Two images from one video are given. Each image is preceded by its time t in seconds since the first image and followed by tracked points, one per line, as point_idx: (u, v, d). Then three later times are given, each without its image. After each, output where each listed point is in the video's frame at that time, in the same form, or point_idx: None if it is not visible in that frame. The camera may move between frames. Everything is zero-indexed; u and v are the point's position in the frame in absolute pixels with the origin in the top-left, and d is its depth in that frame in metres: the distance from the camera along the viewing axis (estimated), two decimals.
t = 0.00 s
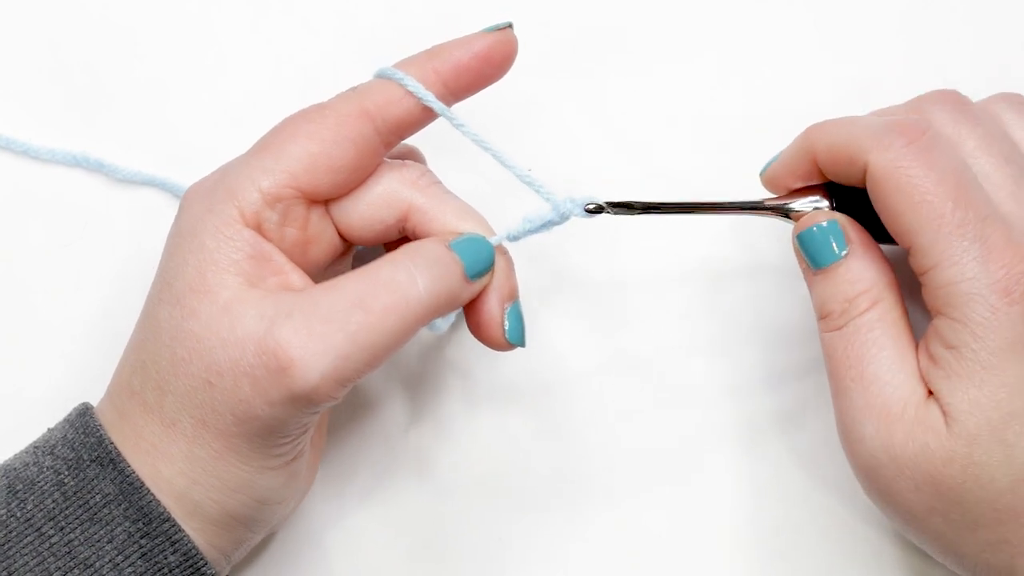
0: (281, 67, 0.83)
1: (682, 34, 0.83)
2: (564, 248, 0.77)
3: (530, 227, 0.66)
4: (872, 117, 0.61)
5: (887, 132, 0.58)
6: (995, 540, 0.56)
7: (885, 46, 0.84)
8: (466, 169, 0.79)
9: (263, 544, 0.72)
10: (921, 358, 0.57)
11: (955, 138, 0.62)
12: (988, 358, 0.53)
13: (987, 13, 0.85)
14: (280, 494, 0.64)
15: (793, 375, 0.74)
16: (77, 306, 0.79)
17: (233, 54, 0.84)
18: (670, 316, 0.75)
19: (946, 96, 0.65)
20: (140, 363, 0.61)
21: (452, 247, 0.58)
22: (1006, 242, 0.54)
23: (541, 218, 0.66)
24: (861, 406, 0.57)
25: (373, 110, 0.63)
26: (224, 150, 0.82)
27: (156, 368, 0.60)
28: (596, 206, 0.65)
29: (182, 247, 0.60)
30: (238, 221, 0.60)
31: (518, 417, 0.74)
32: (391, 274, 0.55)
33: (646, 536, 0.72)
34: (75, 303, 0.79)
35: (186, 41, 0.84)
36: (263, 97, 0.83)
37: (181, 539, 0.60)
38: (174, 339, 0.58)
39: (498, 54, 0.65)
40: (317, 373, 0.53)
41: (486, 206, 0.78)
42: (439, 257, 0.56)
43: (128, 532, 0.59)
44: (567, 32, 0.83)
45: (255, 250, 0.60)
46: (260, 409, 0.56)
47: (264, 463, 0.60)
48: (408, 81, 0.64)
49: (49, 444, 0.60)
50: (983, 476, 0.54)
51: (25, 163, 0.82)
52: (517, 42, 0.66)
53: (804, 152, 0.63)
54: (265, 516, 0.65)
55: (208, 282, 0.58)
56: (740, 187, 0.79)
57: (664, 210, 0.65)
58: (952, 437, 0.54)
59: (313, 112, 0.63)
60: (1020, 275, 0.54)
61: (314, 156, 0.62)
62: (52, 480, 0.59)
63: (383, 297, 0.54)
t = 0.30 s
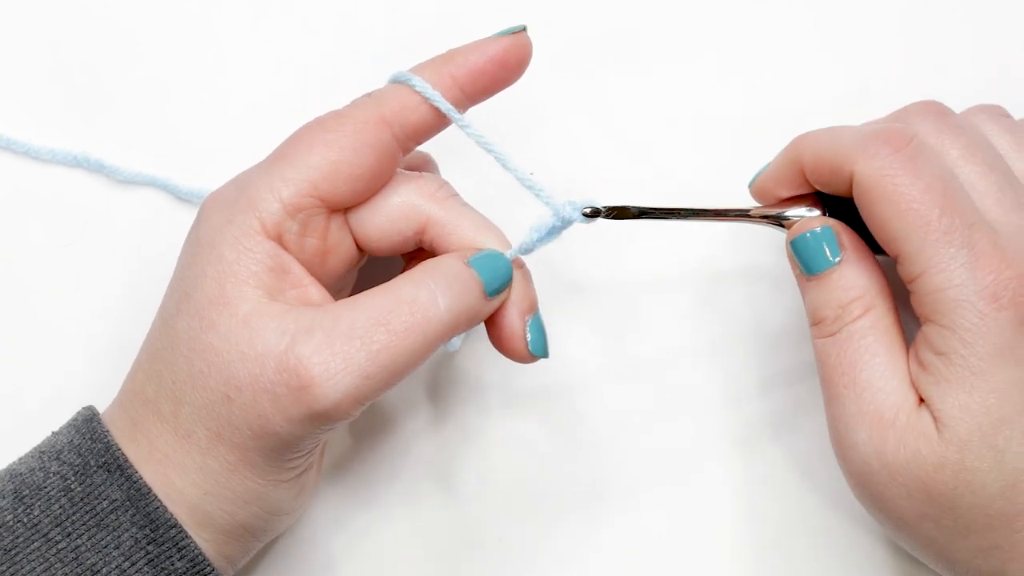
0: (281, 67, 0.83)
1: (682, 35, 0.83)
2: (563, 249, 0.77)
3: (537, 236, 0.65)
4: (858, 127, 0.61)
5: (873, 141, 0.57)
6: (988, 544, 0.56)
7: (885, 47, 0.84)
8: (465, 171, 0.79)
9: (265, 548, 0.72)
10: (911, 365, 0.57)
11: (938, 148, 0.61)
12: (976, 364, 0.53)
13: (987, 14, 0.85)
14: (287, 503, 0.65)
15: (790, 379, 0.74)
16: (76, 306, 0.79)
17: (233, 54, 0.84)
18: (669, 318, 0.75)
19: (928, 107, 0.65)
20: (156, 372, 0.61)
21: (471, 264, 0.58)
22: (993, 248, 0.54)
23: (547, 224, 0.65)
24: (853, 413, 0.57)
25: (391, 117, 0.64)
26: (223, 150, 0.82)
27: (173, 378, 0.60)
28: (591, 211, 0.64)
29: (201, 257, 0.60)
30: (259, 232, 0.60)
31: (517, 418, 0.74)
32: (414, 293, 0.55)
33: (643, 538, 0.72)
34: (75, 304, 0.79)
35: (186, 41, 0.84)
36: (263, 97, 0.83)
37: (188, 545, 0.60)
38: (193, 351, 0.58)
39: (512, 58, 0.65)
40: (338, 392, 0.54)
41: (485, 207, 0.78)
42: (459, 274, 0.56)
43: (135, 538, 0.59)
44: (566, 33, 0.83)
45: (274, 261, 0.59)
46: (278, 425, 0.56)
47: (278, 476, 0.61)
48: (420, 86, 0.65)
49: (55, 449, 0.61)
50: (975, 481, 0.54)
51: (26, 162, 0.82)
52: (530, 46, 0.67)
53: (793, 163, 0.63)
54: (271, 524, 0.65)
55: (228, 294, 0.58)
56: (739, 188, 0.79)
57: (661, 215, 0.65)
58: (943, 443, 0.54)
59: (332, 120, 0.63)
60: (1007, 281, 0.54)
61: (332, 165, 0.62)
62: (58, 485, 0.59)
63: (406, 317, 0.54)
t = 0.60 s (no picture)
0: (281, 67, 0.83)
1: (682, 34, 0.83)
2: (563, 249, 0.77)
3: (537, 238, 0.63)
4: (849, 132, 0.61)
5: (866, 146, 0.57)
6: (986, 546, 0.56)
7: (885, 46, 0.84)
8: (465, 170, 0.79)
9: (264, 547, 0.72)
10: (907, 368, 0.57)
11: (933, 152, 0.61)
12: (973, 367, 0.53)
13: (987, 14, 0.85)
14: (286, 504, 0.65)
15: (788, 380, 0.74)
16: (77, 305, 0.79)
17: (233, 54, 0.84)
18: (668, 319, 0.75)
19: (921, 111, 0.64)
20: (157, 370, 0.61)
21: (473, 266, 0.57)
22: (989, 251, 0.54)
23: (546, 225, 0.63)
24: (850, 416, 0.57)
25: (393, 116, 0.64)
26: (223, 150, 0.82)
27: (173, 376, 0.59)
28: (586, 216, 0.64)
29: (206, 256, 0.60)
30: (262, 231, 0.60)
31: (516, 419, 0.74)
32: (416, 295, 0.55)
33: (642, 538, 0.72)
34: (75, 303, 0.79)
35: (186, 41, 0.84)
36: (263, 97, 0.83)
37: (187, 545, 0.60)
38: (194, 349, 0.58)
39: (514, 56, 0.65)
40: (339, 392, 0.54)
41: (484, 207, 0.78)
42: (461, 277, 0.56)
43: (135, 538, 0.59)
44: (566, 33, 0.83)
45: (277, 261, 0.60)
46: (278, 425, 0.56)
47: (279, 476, 0.61)
48: (424, 86, 0.64)
49: (54, 448, 0.60)
50: (972, 483, 0.54)
51: (26, 163, 0.82)
52: (533, 44, 0.66)
53: (786, 167, 0.64)
54: (271, 523, 0.65)
55: (231, 293, 0.58)
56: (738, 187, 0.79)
57: (656, 219, 0.65)
58: (940, 445, 0.54)
59: (336, 118, 0.63)
60: (1003, 283, 0.54)
61: (335, 164, 0.62)
62: (58, 484, 0.59)
63: (407, 319, 0.54)
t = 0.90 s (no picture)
0: (281, 67, 0.84)
1: (681, 36, 0.83)
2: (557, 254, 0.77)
3: (518, 253, 0.63)
4: (821, 151, 0.62)
5: (839, 164, 0.58)
6: (972, 561, 0.55)
7: (884, 47, 0.84)
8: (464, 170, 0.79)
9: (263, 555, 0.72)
10: (887, 387, 0.57)
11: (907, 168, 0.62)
12: (952, 383, 0.54)
13: (986, 16, 0.85)
14: (294, 509, 0.65)
15: (778, 389, 0.74)
16: (76, 305, 0.79)
17: (233, 55, 0.84)
18: (660, 327, 0.75)
19: (893, 128, 0.66)
20: (168, 375, 0.61)
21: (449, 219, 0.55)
22: (965, 268, 0.55)
23: (528, 242, 0.63)
24: (832, 435, 0.57)
25: (419, 117, 0.64)
26: (222, 152, 0.82)
27: (182, 379, 0.60)
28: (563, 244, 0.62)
29: (229, 262, 0.61)
30: (291, 239, 0.61)
31: (504, 430, 0.73)
32: (388, 267, 0.54)
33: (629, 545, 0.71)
34: (74, 303, 0.79)
35: (187, 41, 0.84)
36: (262, 97, 0.83)
37: (192, 547, 0.60)
38: (203, 353, 0.59)
39: (538, 57, 0.65)
40: (333, 381, 0.54)
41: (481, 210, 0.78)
42: (433, 237, 0.55)
43: (139, 540, 0.59)
44: (565, 33, 0.83)
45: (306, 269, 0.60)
46: (285, 425, 0.57)
47: (289, 481, 0.61)
48: (446, 88, 0.64)
49: (58, 450, 0.60)
50: (955, 499, 0.54)
51: (27, 162, 0.82)
52: (557, 44, 0.66)
53: (760, 187, 0.63)
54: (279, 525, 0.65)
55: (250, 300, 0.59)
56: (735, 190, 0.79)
57: (630, 246, 0.64)
58: (923, 461, 0.54)
59: (362, 122, 0.64)
60: (980, 298, 0.54)
61: (364, 167, 0.62)
62: (62, 486, 0.59)
63: (382, 292, 0.54)
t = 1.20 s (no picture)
0: (281, 68, 0.84)
1: (681, 36, 0.83)
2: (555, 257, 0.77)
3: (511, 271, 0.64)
4: (810, 159, 0.62)
5: (830, 173, 0.58)
6: (969, 567, 0.55)
7: (885, 47, 0.84)
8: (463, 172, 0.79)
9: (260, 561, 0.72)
10: (880, 396, 0.57)
11: (898, 173, 0.62)
12: (945, 391, 0.53)
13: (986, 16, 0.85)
14: (297, 510, 0.65)
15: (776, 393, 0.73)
16: (76, 305, 0.79)
17: (234, 55, 0.84)
18: (657, 331, 0.75)
19: (882, 132, 0.66)
20: (179, 375, 0.62)
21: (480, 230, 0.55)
22: (957, 274, 0.55)
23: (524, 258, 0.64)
24: (827, 445, 0.57)
25: (424, 121, 0.64)
26: (222, 153, 0.82)
27: (196, 379, 0.60)
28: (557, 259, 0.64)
29: (238, 262, 0.61)
30: (297, 242, 0.61)
31: (501, 439, 0.73)
32: (424, 276, 0.55)
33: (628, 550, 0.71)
34: (73, 304, 0.79)
35: (187, 41, 0.84)
36: (262, 98, 0.83)
37: (190, 547, 0.60)
38: (218, 354, 0.59)
39: (551, 69, 0.65)
40: (366, 382, 0.55)
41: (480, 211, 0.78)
42: (465, 249, 0.55)
43: (138, 540, 0.59)
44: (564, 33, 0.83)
45: (314, 272, 0.61)
46: (308, 424, 0.57)
47: (299, 481, 0.61)
48: (453, 95, 0.64)
49: (58, 450, 0.60)
50: (951, 506, 0.54)
51: (28, 162, 0.82)
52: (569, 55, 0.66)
53: (751, 197, 0.63)
54: (281, 526, 0.65)
55: (261, 302, 0.59)
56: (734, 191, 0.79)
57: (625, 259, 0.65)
58: (916, 469, 0.54)
59: (368, 123, 0.64)
60: (972, 305, 0.54)
61: (368, 170, 0.62)
62: (61, 486, 0.59)
63: (420, 297, 0.55)
